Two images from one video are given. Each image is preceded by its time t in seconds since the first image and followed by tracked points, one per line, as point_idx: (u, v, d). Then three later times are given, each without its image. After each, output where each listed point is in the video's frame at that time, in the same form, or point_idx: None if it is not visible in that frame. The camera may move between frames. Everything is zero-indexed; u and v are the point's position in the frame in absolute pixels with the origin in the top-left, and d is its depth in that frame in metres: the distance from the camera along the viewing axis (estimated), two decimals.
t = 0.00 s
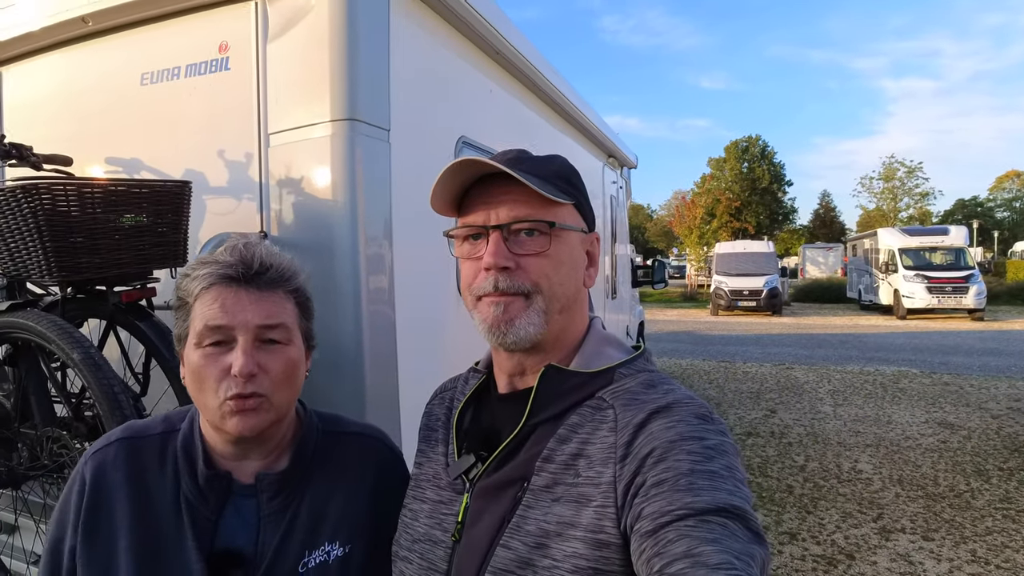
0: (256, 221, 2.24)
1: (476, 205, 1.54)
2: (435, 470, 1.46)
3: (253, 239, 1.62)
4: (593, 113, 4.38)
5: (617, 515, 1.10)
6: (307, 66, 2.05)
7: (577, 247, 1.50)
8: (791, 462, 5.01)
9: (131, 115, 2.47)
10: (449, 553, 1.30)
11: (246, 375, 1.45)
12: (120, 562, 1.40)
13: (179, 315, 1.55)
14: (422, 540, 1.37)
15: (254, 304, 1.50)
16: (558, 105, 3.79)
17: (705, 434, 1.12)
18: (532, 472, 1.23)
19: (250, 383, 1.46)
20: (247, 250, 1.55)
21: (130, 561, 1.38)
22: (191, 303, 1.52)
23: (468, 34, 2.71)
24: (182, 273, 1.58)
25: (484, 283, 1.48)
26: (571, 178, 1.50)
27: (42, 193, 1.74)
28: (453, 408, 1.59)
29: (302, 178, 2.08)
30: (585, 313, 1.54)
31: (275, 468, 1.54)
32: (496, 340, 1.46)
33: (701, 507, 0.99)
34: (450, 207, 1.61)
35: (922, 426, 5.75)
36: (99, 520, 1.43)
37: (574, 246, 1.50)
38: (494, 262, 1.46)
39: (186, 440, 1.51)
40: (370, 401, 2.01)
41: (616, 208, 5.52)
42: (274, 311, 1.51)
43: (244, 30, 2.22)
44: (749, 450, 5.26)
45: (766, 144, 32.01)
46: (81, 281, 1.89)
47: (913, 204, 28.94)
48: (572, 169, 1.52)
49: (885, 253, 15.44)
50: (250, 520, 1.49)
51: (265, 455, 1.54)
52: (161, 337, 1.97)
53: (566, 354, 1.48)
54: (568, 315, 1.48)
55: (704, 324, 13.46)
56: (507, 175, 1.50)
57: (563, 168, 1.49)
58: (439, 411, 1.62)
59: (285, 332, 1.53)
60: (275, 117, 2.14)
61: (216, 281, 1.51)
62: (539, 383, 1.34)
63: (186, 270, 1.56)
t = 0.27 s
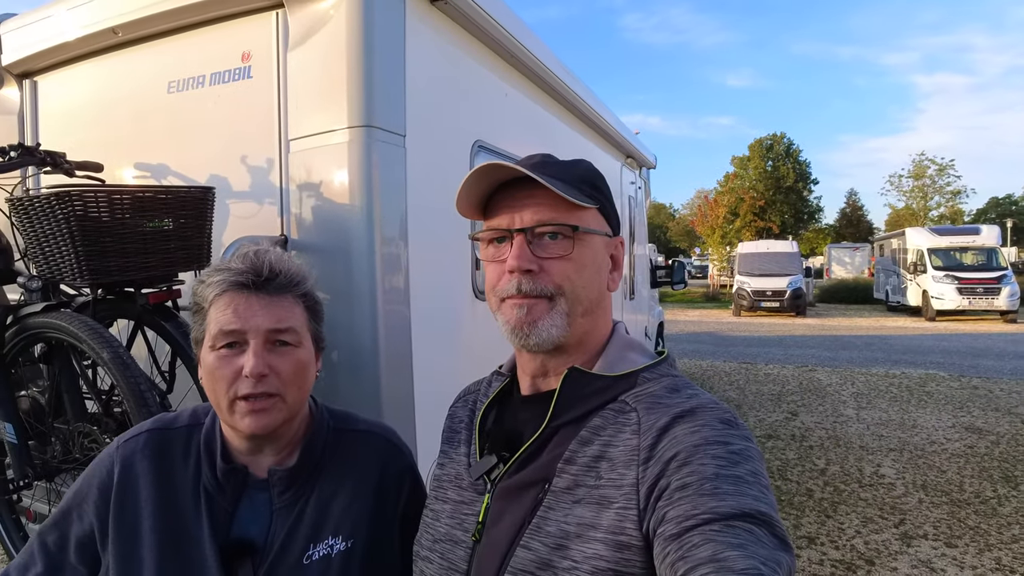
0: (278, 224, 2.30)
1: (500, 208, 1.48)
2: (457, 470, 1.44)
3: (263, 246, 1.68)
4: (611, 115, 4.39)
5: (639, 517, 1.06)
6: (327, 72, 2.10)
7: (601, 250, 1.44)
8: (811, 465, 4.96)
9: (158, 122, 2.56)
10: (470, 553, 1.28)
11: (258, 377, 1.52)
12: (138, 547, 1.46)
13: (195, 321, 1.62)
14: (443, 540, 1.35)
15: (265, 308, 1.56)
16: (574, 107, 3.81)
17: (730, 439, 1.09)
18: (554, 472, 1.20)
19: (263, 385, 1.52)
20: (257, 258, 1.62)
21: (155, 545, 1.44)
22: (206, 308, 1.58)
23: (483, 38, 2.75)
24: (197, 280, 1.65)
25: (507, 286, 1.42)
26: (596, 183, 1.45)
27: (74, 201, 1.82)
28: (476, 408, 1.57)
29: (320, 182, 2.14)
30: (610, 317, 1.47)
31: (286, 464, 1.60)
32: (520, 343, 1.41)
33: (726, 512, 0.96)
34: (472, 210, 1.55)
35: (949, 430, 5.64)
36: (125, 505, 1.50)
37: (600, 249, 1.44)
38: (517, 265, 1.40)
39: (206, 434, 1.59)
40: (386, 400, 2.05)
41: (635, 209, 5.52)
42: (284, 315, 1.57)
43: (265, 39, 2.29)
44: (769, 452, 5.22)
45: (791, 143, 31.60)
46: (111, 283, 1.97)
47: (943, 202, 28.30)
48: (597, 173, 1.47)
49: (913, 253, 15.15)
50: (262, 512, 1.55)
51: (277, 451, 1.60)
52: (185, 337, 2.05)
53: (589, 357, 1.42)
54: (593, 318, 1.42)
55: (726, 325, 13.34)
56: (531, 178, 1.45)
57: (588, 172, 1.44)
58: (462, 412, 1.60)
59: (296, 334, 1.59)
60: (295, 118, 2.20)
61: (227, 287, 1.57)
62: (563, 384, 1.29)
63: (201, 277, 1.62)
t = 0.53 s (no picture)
0: (284, 227, 2.34)
1: (509, 213, 1.49)
2: (468, 474, 1.46)
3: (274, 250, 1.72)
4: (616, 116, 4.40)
5: (646, 523, 1.05)
6: (333, 77, 2.13)
7: (609, 254, 1.44)
8: (817, 466, 4.95)
9: (168, 126, 2.60)
10: (479, 555, 1.30)
11: (267, 376, 1.55)
12: (149, 552, 1.52)
13: (206, 321, 1.66)
14: (453, 542, 1.37)
15: (275, 309, 1.60)
16: (579, 109, 3.83)
17: (739, 443, 1.07)
18: (562, 476, 1.19)
19: (271, 384, 1.56)
20: (269, 262, 1.66)
21: (159, 551, 1.50)
22: (217, 309, 1.62)
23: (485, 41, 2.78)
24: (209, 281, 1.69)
25: (515, 292, 1.43)
26: (605, 186, 1.44)
27: (85, 205, 1.86)
28: (486, 411, 1.60)
29: (324, 186, 2.17)
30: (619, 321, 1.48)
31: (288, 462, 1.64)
32: (528, 348, 1.42)
33: (736, 517, 0.96)
34: (482, 215, 1.57)
35: (957, 432, 5.61)
36: (134, 510, 1.56)
37: (608, 254, 1.44)
38: (524, 270, 1.41)
39: (213, 432, 1.63)
40: (388, 400, 2.09)
41: (641, 210, 5.53)
42: (292, 317, 1.62)
43: (271, 45, 2.33)
44: (775, 453, 5.21)
45: (801, 142, 31.44)
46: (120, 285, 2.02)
47: (954, 202, 28.07)
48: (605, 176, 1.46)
49: (923, 253, 15.04)
50: (263, 509, 1.58)
51: (283, 448, 1.64)
52: (194, 337, 2.09)
53: (597, 361, 1.43)
54: (601, 322, 1.42)
55: (733, 325, 13.30)
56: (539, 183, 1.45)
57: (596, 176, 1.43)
58: (473, 416, 1.63)
59: (303, 336, 1.63)
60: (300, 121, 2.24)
61: (240, 289, 1.61)
62: (572, 388, 1.29)
63: (213, 279, 1.66)
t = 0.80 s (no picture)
0: (288, 226, 2.35)
1: (518, 207, 1.50)
2: (475, 466, 1.48)
3: (280, 247, 1.73)
4: (618, 115, 4.41)
5: (651, 515, 1.06)
6: (337, 76, 2.15)
7: (618, 248, 1.45)
8: (818, 465, 4.96)
9: (172, 125, 2.62)
10: (485, 545, 1.31)
11: (274, 369, 1.57)
12: (154, 540, 1.54)
13: (214, 316, 1.68)
14: (460, 532, 1.38)
15: (281, 303, 1.62)
16: (580, 108, 3.84)
17: (747, 438, 1.08)
18: (568, 469, 1.20)
19: (278, 377, 1.57)
20: (274, 258, 1.68)
21: (165, 539, 1.53)
22: (224, 304, 1.64)
23: (488, 41, 2.79)
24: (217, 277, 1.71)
25: (524, 284, 1.44)
26: (614, 181, 1.46)
27: (92, 203, 1.88)
28: (495, 404, 1.62)
29: (327, 184, 2.19)
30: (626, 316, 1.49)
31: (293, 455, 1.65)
32: (536, 340, 1.43)
33: (743, 511, 0.97)
34: (491, 209, 1.58)
35: (959, 431, 5.61)
36: (141, 499, 1.58)
37: (617, 247, 1.45)
38: (533, 262, 1.42)
39: (218, 425, 1.65)
40: (391, 397, 2.10)
41: (642, 209, 5.54)
42: (298, 311, 1.63)
43: (275, 44, 2.35)
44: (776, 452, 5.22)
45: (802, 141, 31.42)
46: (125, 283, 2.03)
47: (956, 201, 28.03)
48: (614, 172, 1.48)
49: (924, 253, 15.04)
50: (266, 502, 1.60)
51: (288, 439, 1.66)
52: (199, 334, 2.11)
53: (604, 355, 1.45)
54: (608, 316, 1.43)
55: (735, 325, 13.30)
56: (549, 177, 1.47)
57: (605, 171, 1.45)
58: (483, 408, 1.65)
59: (309, 330, 1.65)
60: (303, 121, 2.25)
61: (247, 284, 1.62)
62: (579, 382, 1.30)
63: (220, 275, 1.68)
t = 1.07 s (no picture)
0: (289, 223, 2.35)
1: (522, 198, 1.50)
2: (473, 458, 1.48)
3: (279, 243, 1.72)
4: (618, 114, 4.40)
5: (648, 508, 1.06)
6: (338, 73, 2.15)
7: (620, 243, 1.45)
8: (820, 464, 4.95)
9: (172, 122, 2.62)
10: (481, 537, 1.31)
11: (274, 366, 1.57)
12: (152, 534, 1.54)
13: (213, 312, 1.67)
14: (456, 525, 1.38)
15: (280, 299, 1.61)
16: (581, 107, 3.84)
17: (745, 434, 1.08)
18: (565, 462, 1.20)
19: (278, 373, 1.57)
20: (273, 254, 1.67)
21: (165, 532, 1.52)
22: (224, 300, 1.63)
23: (489, 39, 2.79)
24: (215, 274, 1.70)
25: (527, 276, 1.44)
26: (619, 175, 1.45)
27: (92, 199, 1.88)
28: (492, 397, 1.62)
29: (328, 182, 2.19)
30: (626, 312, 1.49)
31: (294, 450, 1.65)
32: (537, 333, 1.43)
33: (740, 507, 0.96)
34: (495, 200, 1.58)
35: (960, 430, 5.60)
36: (139, 495, 1.58)
37: (619, 242, 1.44)
38: (536, 254, 1.42)
39: (217, 421, 1.65)
40: (393, 394, 2.10)
41: (643, 208, 5.53)
42: (297, 307, 1.63)
43: (275, 42, 2.34)
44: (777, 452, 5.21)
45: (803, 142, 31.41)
46: (125, 280, 2.03)
47: (957, 202, 28.01)
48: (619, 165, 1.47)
49: (925, 253, 15.04)
50: (267, 494, 1.60)
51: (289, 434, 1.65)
52: (200, 331, 2.11)
53: (604, 349, 1.44)
54: (608, 311, 1.43)
55: (736, 325, 13.29)
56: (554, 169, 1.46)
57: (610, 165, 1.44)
58: (479, 402, 1.64)
59: (308, 326, 1.65)
60: (305, 120, 2.25)
61: (245, 281, 1.62)
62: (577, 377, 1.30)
63: (219, 271, 1.67)
